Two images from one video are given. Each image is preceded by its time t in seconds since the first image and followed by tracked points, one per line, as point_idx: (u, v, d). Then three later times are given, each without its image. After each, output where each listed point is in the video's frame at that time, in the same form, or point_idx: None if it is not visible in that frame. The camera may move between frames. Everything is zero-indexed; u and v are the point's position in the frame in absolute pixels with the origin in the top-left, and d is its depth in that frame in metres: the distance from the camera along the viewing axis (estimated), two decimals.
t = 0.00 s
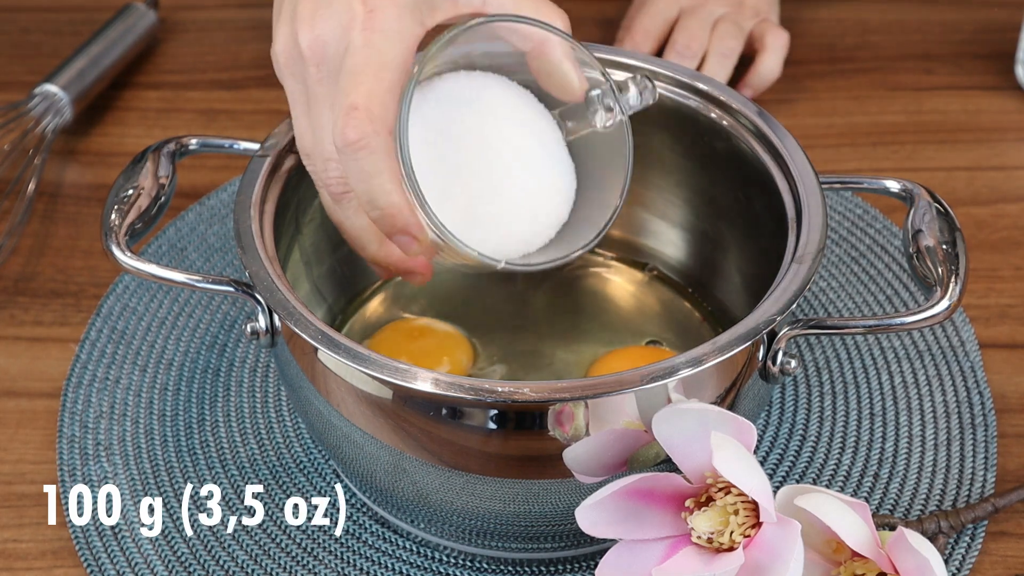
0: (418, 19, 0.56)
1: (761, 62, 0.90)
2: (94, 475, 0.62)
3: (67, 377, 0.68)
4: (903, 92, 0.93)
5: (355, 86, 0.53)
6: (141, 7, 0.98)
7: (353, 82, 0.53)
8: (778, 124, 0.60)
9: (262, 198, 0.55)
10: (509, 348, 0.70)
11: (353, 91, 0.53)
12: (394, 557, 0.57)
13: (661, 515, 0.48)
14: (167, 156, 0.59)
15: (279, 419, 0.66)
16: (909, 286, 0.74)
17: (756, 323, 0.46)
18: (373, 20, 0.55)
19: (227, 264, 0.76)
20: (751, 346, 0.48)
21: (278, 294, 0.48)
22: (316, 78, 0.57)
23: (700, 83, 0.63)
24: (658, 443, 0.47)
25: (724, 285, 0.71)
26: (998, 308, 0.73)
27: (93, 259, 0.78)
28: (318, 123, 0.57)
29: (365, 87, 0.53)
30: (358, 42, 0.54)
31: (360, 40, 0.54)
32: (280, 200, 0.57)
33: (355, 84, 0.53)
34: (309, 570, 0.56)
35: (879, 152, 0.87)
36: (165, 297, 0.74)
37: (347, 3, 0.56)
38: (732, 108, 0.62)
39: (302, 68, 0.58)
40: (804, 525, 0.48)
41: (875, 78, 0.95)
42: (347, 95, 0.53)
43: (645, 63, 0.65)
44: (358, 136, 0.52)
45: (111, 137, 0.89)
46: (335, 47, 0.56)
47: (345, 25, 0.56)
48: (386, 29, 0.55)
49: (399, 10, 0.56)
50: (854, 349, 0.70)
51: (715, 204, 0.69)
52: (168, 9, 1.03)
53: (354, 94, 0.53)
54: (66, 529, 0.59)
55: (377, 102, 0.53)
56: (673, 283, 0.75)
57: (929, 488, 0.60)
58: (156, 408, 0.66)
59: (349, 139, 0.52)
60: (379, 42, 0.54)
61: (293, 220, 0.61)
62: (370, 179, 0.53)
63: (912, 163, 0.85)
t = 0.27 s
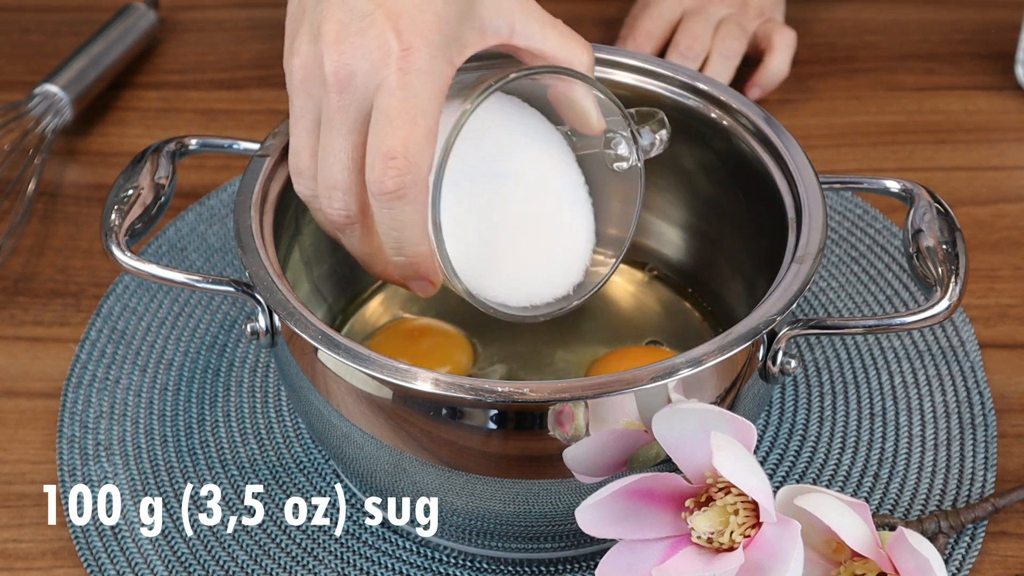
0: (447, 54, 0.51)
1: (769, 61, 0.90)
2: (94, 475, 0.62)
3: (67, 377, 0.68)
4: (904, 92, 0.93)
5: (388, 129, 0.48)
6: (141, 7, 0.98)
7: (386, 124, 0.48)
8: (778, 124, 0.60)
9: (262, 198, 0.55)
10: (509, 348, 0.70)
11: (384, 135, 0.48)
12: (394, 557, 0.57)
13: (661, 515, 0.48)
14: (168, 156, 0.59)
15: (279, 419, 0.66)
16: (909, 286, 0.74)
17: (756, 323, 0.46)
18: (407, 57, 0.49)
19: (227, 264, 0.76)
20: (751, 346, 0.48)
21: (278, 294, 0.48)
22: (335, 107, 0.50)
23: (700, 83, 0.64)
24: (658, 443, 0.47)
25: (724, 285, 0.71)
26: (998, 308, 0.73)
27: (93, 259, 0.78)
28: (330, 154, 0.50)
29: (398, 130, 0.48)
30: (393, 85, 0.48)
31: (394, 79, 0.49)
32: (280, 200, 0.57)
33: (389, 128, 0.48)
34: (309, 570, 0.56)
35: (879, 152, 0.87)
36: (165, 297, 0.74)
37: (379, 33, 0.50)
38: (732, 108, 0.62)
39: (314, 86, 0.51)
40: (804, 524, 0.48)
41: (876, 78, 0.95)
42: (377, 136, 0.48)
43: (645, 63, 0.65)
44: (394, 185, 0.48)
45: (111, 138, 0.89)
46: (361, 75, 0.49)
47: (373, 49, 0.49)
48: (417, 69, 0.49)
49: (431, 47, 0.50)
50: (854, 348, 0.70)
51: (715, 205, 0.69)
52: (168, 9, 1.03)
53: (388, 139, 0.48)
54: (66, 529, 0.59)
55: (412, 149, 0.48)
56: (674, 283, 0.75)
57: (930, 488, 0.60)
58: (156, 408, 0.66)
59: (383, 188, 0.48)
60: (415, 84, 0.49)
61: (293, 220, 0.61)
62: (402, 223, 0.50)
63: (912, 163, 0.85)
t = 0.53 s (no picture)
0: (474, 77, 0.50)
1: (772, 60, 0.90)
2: (94, 475, 0.62)
3: (67, 377, 0.68)
4: (904, 92, 0.93)
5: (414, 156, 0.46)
6: (142, 7, 0.98)
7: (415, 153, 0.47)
8: (778, 124, 0.60)
9: (262, 198, 0.55)
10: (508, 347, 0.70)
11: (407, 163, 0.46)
12: (394, 556, 0.57)
13: (661, 515, 0.48)
14: (168, 156, 0.59)
15: (279, 419, 0.66)
16: (909, 286, 0.74)
17: (756, 323, 0.46)
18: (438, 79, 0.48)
19: (228, 264, 0.76)
20: (751, 346, 0.48)
21: (278, 295, 0.48)
22: (352, 121, 0.49)
23: (701, 83, 0.63)
24: (658, 443, 0.47)
25: (724, 286, 0.71)
26: (998, 308, 0.73)
27: (93, 259, 0.78)
28: (341, 165, 0.49)
29: (425, 155, 0.46)
30: (422, 109, 0.47)
31: (423, 101, 0.47)
32: (280, 200, 0.57)
33: (417, 153, 0.46)
34: (309, 570, 0.56)
35: (879, 151, 0.87)
36: (165, 297, 0.74)
37: (408, 49, 0.49)
38: (732, 108, 0.62)
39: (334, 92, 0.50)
40: (804, 525, 0.48)
41: (876, 78, 0.95)
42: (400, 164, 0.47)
43: (645, 63, 0.65)
44: (418, 216, 0.47)
45: (111, 138, 0.89)
46: (385, 89, 0.48)
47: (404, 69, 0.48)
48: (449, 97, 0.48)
49: (460, 70, 0.49)
50: (854, 349, 0.70)
51: (716, 205, 0.69)
52: (168, 9, 1.03)
53: (414, 165, 0.46)
54: (66, 529, 0.59)
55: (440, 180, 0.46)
56: (674, 283, 0.75)
57: (930, 488, 0.60)
58: (156, 408, 0.66)
59: (407, 218, 0.47)
60: (444, 109, 0.47)
61: (293, 221, 0.61)
62: (419, 251, 0.49)
63: (911, 163, 0.85)
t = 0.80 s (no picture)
0: (457, 40, 0.49)
1: (772, 61, 0.90)
2: (94, 475, 0.62)
3: (67, 377, 0.68)
4: (904, 92, 0.93)
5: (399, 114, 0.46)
6: (142, 7, 0.98)
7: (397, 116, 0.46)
8: (777, 123, 0.60)
9: (262, 198, 0.55)
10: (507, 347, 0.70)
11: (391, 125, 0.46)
12: (394, 557, 0.57)
13: (661, 515, 0.48)
14: (168, 156, 0.59)
15: (279, 419, 0.66)
16: (909, 286, 0.74)
17: (756, 323, 0.46)
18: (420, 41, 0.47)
19: (227, 264, 0.76)
20: (751, 346, 0.48)
21: (278, 295, 0.48)
22: (334, 83, 0.48)
23: (701, 83, 0.64)
24: (658, 443, 0.47)
25: (724, 285, 0.71)
26: (998, 308, 0.73)
27: (93, 259, 0.78)
28: (320, 128, 0.49)
29: (410, 121, 0.46)
30: (407, 73, 0.47)
31: (408, 66, 0.47)
32: (280, 200, 0.57)
33: (401, 118, 0.46)
34: (309, 570, 0.56)
35: (879, 152, 0.87)
36: (165, 297, 0.74)
37: (392, 13, 0.48)
38: (732, 108, 0.62)
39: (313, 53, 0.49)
40: (804, 524, 0.48)
41: (876, 79, 0.95)
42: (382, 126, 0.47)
43: (645, 63, 0.65)
44: (404, 181, 0.47)
45: (111, 137, 0.89)
46: (369, 54, 0.48)
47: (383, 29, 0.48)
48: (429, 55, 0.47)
49: (444, 34, 0.48)
50: (854, 349, 0.70)
51: (715, 205, 0.69)
52: (168, 9, 1.03)
53: (400, 130, 0.46)
54: (66, 529, 0.59)
55: (425, 143, 0.46)
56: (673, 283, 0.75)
57: (930, 488, 0.60)
58: (156, 408, 0.66)
59: (394, 183, 0.47)
60: (428, 73, 0.47)
61: (293, 221, 0.62)
62: (403, 219, 0.49)
63: (911, 163, 0.85)
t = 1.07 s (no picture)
0: None
1: (771, 62, 0.90)
2: (95, 475, 0.62)
3: (67, 377, 0.68)
4: (905, 92, 0.93)
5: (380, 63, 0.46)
6: (141, 7, 0.98)
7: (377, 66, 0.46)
8: (776, 123, 0.60)
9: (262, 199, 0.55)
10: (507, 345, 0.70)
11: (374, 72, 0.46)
12: (394, 556, 0.57)
13: (661, 515, 0.48)
14: (168, 155, 0.59)
15: (279, 419, 0.66)
16: (909, 286, 0.74)
17: (756, 323, 0.46)
18: None
19: (227, 264, 0.76)
20: (751, 346, 0.48)
21: (278, 295, 0.48)
22: (310, 27, 0.48)
23: (700, 83, 0.64)
24: (658, 443, 0.47)
25: (724, 285, 0.71)
26: (999, 308, 0.73)
27: (93, 259, 0.78)
28: (300, 71, 0.49)
29: (390, 70, 0.46)
30: (383, 20, 0.46)
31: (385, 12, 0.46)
32: (280, 201, 0.57)
33: (381, 66, 0.46)
34: (309, 570, 0.56)
35: (879, 152, 0.87)
36: (166, 297, 0.74)
37: None
38: (732, 108, 0.62)
39: None
40: (804, 525, 0.48)
41: (876, 78, 0.95)
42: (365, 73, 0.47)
43: (645, 63, 0.65)
44: (387, 130, 0.47)
45: (111, 137, 0.89)
46: None
47: None
48: None
49: None
50: (854, 349, 0.70)
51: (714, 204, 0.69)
52: (168, 9, 1.03)
53: (383, 79, 0.46)
54: (66, 529, 0.59)
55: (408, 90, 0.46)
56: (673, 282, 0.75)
57: (930, 488, 0.60)
58: (156, 408, 0.66)
59: (378, 132, 0.47)
60: (405, 20, 0.46)
61: (293, 221, 0.62)
62: (387, 163, 0.49)
63: (912, 163, 0.85)
